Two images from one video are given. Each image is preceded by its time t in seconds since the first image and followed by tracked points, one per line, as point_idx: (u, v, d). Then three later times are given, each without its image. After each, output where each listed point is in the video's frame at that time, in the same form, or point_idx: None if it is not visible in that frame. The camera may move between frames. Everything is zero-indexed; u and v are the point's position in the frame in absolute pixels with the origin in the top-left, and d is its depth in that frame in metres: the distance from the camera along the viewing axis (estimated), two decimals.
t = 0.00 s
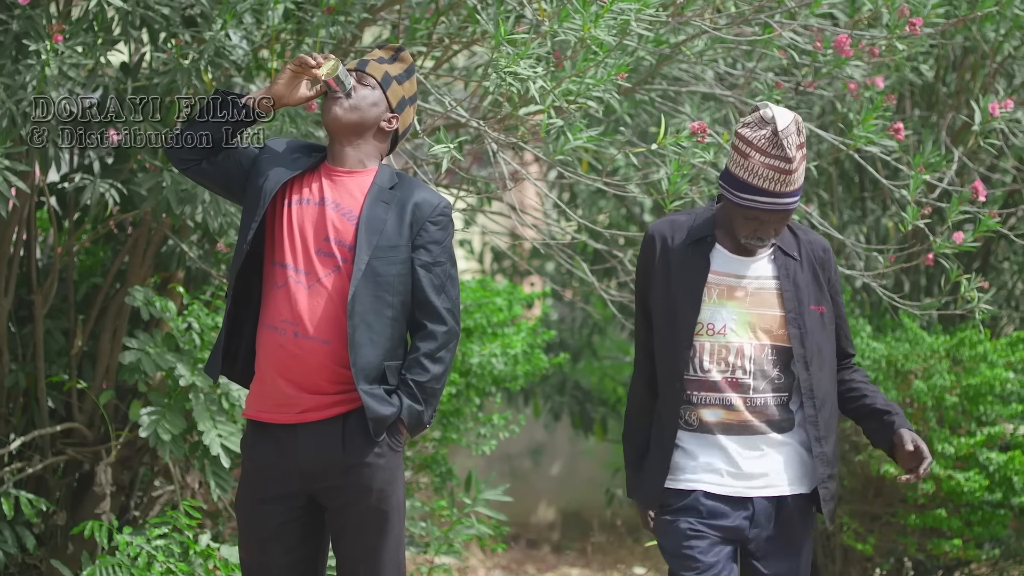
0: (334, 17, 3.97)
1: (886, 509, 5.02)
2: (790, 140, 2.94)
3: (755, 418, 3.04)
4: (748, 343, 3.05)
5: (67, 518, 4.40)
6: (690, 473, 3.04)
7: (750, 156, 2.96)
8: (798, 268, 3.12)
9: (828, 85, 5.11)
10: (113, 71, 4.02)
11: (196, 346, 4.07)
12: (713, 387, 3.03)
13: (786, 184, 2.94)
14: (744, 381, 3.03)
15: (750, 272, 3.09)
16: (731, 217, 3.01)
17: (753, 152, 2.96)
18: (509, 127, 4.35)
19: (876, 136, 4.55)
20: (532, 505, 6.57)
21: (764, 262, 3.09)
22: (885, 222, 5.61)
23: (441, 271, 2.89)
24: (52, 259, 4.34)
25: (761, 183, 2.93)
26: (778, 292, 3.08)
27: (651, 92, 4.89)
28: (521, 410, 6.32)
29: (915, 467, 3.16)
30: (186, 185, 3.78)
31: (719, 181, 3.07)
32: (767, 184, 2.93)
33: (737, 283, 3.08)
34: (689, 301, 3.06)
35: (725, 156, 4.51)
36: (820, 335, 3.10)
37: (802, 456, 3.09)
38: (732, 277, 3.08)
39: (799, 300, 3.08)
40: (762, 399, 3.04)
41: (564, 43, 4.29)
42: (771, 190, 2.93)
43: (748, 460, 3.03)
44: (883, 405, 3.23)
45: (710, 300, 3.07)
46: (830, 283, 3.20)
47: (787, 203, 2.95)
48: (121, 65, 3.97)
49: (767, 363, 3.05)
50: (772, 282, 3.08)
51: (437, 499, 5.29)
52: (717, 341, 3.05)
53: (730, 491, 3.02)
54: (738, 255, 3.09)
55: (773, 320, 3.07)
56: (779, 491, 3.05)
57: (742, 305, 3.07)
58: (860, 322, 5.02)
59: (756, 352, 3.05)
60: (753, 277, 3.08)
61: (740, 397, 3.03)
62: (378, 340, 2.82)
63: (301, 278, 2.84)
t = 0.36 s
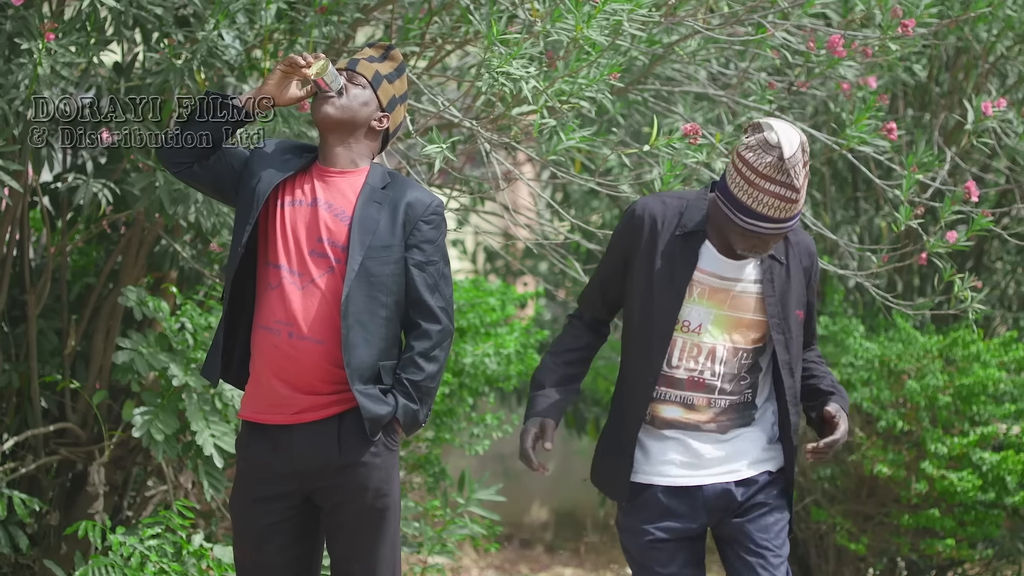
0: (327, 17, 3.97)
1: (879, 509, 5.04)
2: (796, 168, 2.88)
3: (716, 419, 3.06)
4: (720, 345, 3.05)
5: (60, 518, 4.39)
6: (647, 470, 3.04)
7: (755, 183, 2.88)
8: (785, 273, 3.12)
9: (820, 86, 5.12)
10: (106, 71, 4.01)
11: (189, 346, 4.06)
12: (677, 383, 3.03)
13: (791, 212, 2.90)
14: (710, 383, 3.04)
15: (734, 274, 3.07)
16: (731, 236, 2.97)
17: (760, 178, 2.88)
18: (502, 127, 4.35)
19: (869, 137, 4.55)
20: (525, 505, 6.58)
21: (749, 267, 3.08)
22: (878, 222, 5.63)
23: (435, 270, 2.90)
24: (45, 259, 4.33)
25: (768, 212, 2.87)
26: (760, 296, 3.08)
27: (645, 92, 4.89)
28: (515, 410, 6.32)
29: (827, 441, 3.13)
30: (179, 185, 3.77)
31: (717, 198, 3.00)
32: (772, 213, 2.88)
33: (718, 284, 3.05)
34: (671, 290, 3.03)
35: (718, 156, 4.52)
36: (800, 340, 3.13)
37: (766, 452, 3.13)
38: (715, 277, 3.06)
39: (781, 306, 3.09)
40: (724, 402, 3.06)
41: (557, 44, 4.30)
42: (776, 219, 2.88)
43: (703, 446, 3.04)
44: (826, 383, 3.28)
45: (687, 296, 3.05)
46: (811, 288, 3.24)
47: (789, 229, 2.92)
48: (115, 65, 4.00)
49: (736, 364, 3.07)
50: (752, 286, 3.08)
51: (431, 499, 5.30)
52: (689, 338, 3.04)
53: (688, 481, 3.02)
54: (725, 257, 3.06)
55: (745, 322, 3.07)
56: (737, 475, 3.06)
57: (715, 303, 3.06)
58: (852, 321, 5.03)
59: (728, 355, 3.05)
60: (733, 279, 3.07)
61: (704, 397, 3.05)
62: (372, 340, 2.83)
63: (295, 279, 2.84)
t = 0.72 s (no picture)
0: (325, 17, 3.97)
1: (878, 510, 5.04)
2: (848, 220, 2.83)
3: (724, 434, 3.08)
4: (731, 363, 3.06)
5: (59, 519, 4.39)
6: (647, 475, 3.07)
7: (805, 232, 2.82)
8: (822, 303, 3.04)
9: (819, 86, 5.13)
10: (105, 71, 4.00)
11: (188, 346, 4.06)
12: (688, 396, 3.05)
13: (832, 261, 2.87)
14: (721, 400, 3.06)
15: (757, 299, 3.03)
16: (762, 267, 2.93)
17: (810, 228, 2.82)
18: (500, 128, 4.35)
19: (867, 137, 4.55)
20: (524, 505, 6.58)
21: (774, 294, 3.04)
22: (877, 222, 5.63)
23: (430, 268, 2.90)
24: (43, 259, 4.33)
25: (813, 261, 2.84)
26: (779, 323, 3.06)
27: (643, 92, 4.90)
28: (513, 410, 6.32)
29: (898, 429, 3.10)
30: (178, 185, 3.77)
31: (757, 232, 2.93)
32: (816, 262, 2.85)
33: (737, 306, 3.03)
34: (691, 292, 3.01)
35: (716, 156, 4.51)
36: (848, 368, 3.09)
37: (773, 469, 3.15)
38: (737, 300, 3.02)
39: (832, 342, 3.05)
40: (734, 417, 3.09)
41: (555, 44, 4.30)
42: (818, 267, 2.85)
43: (709, 460, 3.06)
44: (894, 378, 3.19)
45: (704, 314, 3.04)
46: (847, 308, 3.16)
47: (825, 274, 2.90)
48: (113, 66, 3.97)
49: (746, 382, 3.09)
50: (773, 311, 3.04)
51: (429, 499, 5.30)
52: (701, 354, 3.05)
53: (685, 493, 3.04)
54: (750, 281, 3.02)
55: (759, 344, 3.07)
56: (739, 492, 3.07)
57: (732, 325, 3.04)
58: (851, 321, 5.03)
59: (738, 373, 3.07)
60: (755, 303, 3.03)
61: (713, 413, 3.07)
62: (368, 338, 2.82)
63: (290, 277, 2.84)
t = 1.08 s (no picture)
0: (324, 17, 3.98)
1: (877, 510, 5.04)
2: (877, 239, 2.75)
3: (730, 439, 3.02)
4: (739, 370, 2.98)
5: (58, 519, 4.39)
6: (648, 474, 2.97)
7: (834, 252, 2.73)
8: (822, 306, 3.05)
9: (817, 86, 5.13)
10: (103, 71, 4.00)
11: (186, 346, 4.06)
12: (698, 403, 2.97)
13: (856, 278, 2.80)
14: (729, 406, 2.99)
15: (769, 307, 2.95)
16: (782, 280, 2.84)
17: (840, 247, 2.72)
18: (499, 127, 4.35)
19: (866, 137, 4.55)
20: (523, 505, 6.58)
21: (785, 303, 2.97)
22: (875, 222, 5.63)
23: (427, 268, 2.90)
24: (42, 259, 4.33)
25: (838, 280, 2.76)
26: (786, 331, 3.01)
27: (642, 92, 4.90)
28: (512, 409, 6.32)
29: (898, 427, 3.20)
30: (177, 185, 3.77)
31: (780, 247, 2.82)
32: (840, 281, 2.77)
33: (749, 315, 2.94)
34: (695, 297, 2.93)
35: (714, 156, 4.51)
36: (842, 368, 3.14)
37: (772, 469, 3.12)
38: (750, 308, 2.94)
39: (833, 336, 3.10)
40: (741, 422, 3.03)
41: (554, 44, 4.30)
42: (842, 285, 2.78)
43: (713, 460, 2.99)
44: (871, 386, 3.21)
45: (716, 321, 2.95)
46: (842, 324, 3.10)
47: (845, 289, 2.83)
48: (112, 66, 3.98)
49: (750, 386, 3.03)
50: (785, 319, 2.99)
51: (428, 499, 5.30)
52: (712, 362, 2.96)
53: (691, 493, 2.96)
54: (763, 289, 2.93)
55: (767, 350, 3.01)
56: (743, 492, 3.01)
57: (744, 333, 2.95)
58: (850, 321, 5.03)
59: (744, 379, 3.00)
60: (766, 311, 2.95)
61: (722, 419, 2.99)
62: (365, 338, 2.82)
63: (286, 277, 2.84)
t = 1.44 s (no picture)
0: (323, 17, 3.98)
1: (876, 510, 5.05)
2: (884, 229, 2.73)
3: (736, 435, 2.99)
4: (749, 367, 2.96)
5: (57, 519, 4.39)
6: (652, 472, 2.96)
7: (840, 240, 2.71)
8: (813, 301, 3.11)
9: (817, 86, 5.13)
10: (102, 71, 4.00)
11: (185, 346, 4.06)
12: (704, 399, 2.94)
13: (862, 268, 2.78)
14: (736, 402, 2.97)
15: (777, 300, 2.93)
16: (789, 267, 2.83)
17: (846, 236, 2.71)
18: (498, 127, 4.35)
19: (865, 136, 4.54)
20: (522, 504, 6.58)
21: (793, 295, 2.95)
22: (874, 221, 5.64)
23: (427, 267, 2.91)
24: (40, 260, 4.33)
25: (844, 268, 2.74)
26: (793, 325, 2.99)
27: (641, 92, 4.90)
28: (512, 409, 6.32)
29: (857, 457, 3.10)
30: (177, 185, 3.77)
31: (787, 234, 2.81)
32: (847, 270, 2.75)
33: (758, 308, 2.92)
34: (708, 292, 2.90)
35: (713, 156, 4.50)
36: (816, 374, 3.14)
37: (772, 462, 3.09)
38: (759, 302, 2.92)
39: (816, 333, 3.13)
40: (748, 418, 3.01)
41: (553, 44, 4.30)
42: (848, 273, 2.76)
43: (719, 457, 2.96)
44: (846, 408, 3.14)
45: (726, 317, 2.92)
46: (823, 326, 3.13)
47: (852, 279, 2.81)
48: (111, 65, 3.97)
49: (755, 382, 3.01)
50: (790, 312, 2.96)
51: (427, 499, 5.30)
52: (721, 359, 2.94)
53: (696, 490, 2.93)
54: (770, 283, 2.92)
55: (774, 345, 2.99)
56: (746, 489, 2.98)
57: (753, 328, 2.93)
58: (850, 322, 5.03)
59: (753, 376, 2.98)
60: (775, 304, 2.93)
61: (729, 415, 2.97)
62: (365, 337, 2.83)
63: (286, 277, 2.84)
